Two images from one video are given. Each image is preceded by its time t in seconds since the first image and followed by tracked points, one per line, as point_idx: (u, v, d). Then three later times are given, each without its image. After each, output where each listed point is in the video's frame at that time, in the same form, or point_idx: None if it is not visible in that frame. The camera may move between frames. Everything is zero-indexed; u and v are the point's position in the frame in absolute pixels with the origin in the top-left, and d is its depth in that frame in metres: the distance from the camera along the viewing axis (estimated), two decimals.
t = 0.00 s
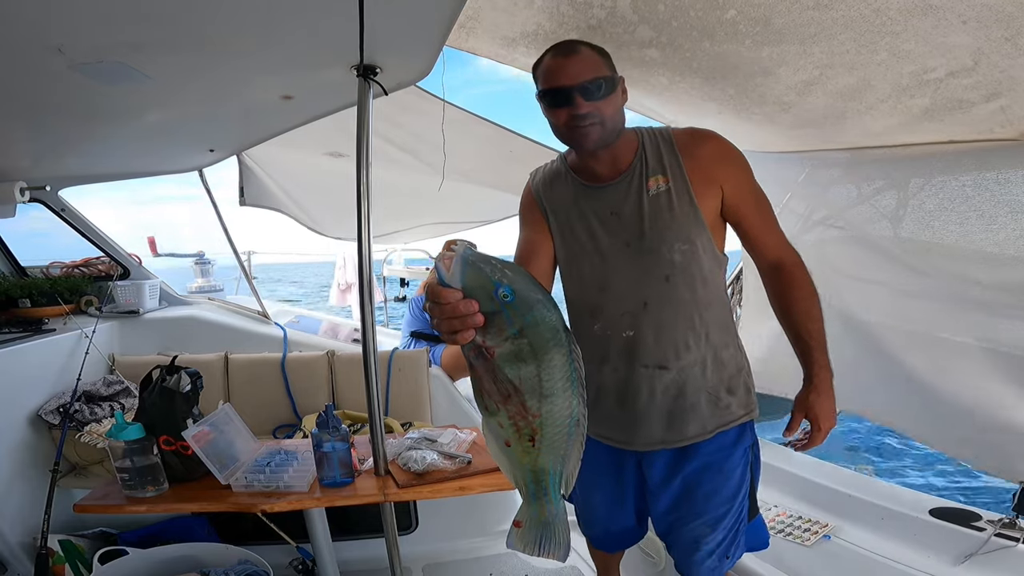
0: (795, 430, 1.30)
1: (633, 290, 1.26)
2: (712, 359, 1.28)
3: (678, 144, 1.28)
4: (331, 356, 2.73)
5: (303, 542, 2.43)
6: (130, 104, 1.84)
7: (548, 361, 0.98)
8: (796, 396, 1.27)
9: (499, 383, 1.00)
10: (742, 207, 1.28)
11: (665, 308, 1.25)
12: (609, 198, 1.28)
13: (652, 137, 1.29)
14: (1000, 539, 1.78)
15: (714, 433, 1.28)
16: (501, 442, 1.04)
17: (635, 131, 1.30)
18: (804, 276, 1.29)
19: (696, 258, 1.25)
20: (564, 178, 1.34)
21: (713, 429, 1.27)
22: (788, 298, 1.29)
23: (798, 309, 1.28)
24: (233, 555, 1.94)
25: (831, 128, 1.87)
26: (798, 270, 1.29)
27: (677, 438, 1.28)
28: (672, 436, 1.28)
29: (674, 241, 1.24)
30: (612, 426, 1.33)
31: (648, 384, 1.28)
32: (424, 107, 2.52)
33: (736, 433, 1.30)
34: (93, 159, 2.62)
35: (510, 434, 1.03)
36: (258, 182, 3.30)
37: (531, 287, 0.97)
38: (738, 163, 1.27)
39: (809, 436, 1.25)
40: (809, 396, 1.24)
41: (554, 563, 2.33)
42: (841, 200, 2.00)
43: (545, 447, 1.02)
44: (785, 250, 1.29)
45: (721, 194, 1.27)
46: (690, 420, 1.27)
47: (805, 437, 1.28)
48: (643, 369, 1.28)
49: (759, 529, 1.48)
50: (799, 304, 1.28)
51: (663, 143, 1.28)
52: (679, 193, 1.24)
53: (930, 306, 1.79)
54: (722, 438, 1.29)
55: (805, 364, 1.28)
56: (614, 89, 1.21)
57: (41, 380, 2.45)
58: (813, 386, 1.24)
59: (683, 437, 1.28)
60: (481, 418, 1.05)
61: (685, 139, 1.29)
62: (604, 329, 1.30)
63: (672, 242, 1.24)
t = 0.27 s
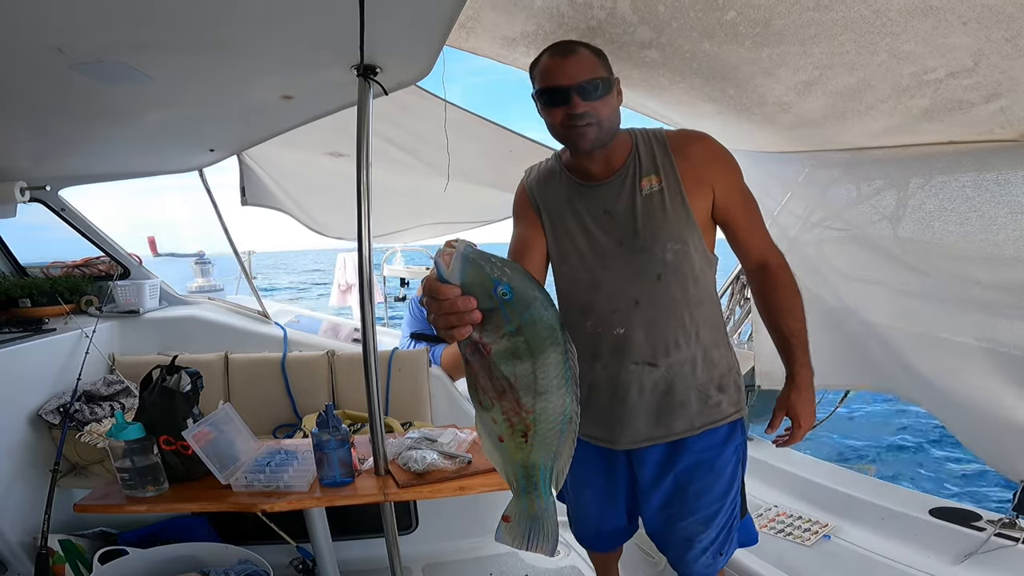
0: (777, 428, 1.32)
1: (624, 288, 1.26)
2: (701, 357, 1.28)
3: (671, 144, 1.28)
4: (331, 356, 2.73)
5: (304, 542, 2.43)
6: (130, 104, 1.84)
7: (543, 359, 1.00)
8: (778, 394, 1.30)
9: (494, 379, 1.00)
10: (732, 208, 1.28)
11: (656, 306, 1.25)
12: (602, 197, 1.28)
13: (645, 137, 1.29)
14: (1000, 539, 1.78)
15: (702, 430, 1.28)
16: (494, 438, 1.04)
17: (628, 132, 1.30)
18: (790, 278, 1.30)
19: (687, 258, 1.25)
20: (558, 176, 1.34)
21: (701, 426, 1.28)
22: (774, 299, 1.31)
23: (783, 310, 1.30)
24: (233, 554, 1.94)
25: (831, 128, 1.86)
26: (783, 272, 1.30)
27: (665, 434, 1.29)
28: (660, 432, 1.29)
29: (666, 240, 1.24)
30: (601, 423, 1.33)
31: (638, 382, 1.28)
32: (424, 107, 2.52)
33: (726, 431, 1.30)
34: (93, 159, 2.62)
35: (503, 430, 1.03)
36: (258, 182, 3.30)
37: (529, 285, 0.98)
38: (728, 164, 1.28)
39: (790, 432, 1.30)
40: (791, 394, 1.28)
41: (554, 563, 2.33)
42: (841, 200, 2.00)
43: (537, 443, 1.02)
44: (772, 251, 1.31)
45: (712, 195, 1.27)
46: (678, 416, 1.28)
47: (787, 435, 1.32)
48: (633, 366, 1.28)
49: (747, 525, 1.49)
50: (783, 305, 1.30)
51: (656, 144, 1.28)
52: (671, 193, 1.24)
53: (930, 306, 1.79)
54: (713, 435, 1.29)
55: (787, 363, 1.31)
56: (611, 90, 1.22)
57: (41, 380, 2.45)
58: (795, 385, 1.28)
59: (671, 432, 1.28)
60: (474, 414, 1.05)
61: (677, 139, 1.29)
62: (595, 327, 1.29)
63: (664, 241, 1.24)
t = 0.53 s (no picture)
0: (768, 427, 1.31)
1: (619, 291, 1.26)
2: (695, 358, 1.28)
3: (669, 147, 1.28)
4: (332, 356, 2.73)
5: (304, 542, 2.43)
6: (130, 104, 1.84)
7: (548, 380, 0.98)
8: (769, 395, 1.30)
9: (497, 396, 0.99)
10: (727, 211, 1.29)
11: (651, 309, 1.25)
12: (599, 200, 1.27)
13: (644, 140, 1.28)
14: (1000, 539, 1.78)
15: (696, 429, 1.28)
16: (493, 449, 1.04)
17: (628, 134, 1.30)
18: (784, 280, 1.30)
19: (682, 261, 1.25)
20: (556, 178, 1.33)
21: (695, 426, 1.28)
22: (768, 301, 1.31)
23: (777, 313, 1.30)
24: (233, 554, 1.94)
25: (831, 128, 1.86)
26: (778, 275, 1.30)
27: (659, 433, 1.29)
28: (654, 433, 1.29)
29: (662, 244, 1.24)
30: (595, 424, 1.33)
31: (632, 384, 1.28)
32: (425, 107, 2.52)
33: (721, 430, 1.30)
34: (93, 159, 2.62)
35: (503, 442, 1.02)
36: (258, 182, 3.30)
37: (538, 312, 0.96)
38: (725, 167, 1.28)
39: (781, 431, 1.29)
40: (781, 395, 1.27)
41: (554, 564, 2.33)
42: (841, 200, 2.00)
43: (536, 457, 1.02)
44: (767, 254, 1.31)
45: (709, 198, 1.27)
46: (672, 417, 1.28)
47: (777, 434, 1.32)
48: (628, 368, 1.28)
49: (741, 522, 1.49)
50: (777, 307, 1.30)
51: (654, 148, 1.28)
52: (668, 197, 1.24)
53: (930, 307, 1.79)
54: (708, 434, 1.30)
55: (779, 363, 1.31)
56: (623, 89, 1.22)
57: (41, 380, 2.45)
58: (785, 386, 1.27)
59: (664, 432, 1.29)
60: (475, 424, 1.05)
61: (675, 142, 1.29)
62: (590, 329, 1.29)
63: (660, 245, 1.24)
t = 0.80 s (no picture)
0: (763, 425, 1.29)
1: (618, 294, 1.26)
2: (692, 359, 1.28)
3: (671, 149, 1.27)
4: (332, 356, 2.73)
5: (304, 542, 2.43)
6: (130, 104, 1.84)
7: (545, 387, 0.98)
8: (763, 398, 1.30)
9: (495, 402, 1.00)
10: (728, 214, 1.29)
11: (649, 312, 1.25)
12: (600, 201, 1.27)
13: (647, 142, 1.28)
14: (1000, 539, 1.78)
15: (692, 430, 1.28)
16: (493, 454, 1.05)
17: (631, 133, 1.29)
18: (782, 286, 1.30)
19: (681, 264, 1.25)
20: (557, 177, 1.33)
21: (690, 427, 1.28)
22: (766, 305, 1.31)
23: (773, 317, 1.30)
24: (233, 554, 1.94)
25: (831, 128, 1.87)
26: (777, 280, 1.30)
27: (655, 434, 1.29)
28: (649, 433, 1.29)
29: (662, 246, 1.24)
30: (592, 423, 1.33)
31: (630, 386, 1.28)
32: (425, 107, 2.52)
33: (717, 430, 1.30)
34: (92, 159, 2.62)
35: (503, 448, 1.03)
36: (258, 182, 3.31)
37: (534, 321, 0.95)
38: (727, 170, 1.27)
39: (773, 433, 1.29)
40: (774, 398, 1.28)
41: (554, 564, 2.33)
42: (841, 199, 2.00)
43: (535, 462, 1.02)
44: (766, 259, 1.31)
45: (710, 201, 1.27)
46: (668, 418, 1.28)
47: (769, 434, 1.32)
48: (626, 370, 1.28)
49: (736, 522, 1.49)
50: (774, 312, 1.30)
51: (657, 149, 1.27)
52: (669, 200, 1.24)
53: (930, 306, 1.79)
54: (705, 435, 1.30)
55: (774, 366, 1.31)
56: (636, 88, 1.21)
57: (41, 380, 2.45)
58: (779, 387, 1.28)
59: (658, 433, 1.29)
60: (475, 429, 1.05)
61: (678, 144, 1.28)
62: (588, 329, 1.29)
63: (660, 247, 1.24)
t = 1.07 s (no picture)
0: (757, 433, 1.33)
1: (617, 293, 1.27)
2: (691, 360, 1.28)
3: (673, 150, 1.28)
4: (331, 356, 2.73)
5: (304, 542, 2.43)
6: (130, 104, 1.84)
7: (536, 389, 0.98)
8: (760, 403, 1.31)
9: (487, 401, 1.00)
10: (729, 216, 1.29)
11: (648, 311, 1.26)
12: (600, 200, 1.28)
13: (649, 143, 1.28)
14: (1000, 539, 1.78)
15: (691, 430, 1.28)
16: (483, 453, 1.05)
17: (631, 133, 1.30)
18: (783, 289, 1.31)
19: (681, 265, 1.25)
20: (558, 175, 1.34)
21: (689, 428, 1.28)
22: (766, 308, 1.32)
23: (774, 321, 1.31)
24: (233, 554, 1.94)
25: (831, 129, 1.87)
26: (778, 283, 1.31)
27: (653, 433, 1.29)
28: (646, 432, 1.29)
29: (661, 246, 1.24)
30: (590, 422, 1.34)
31: (629, 385, 1.29)
32: (425, 107, 2.52)
33: (717, 430, 1.30)
34: (92, 160, 2.62)
35: (492, 447, 1.03)
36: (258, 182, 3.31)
37: (527, 323, 0.95)
38: (728, 172, 1.27)
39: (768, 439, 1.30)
40: (773, 403, 1.28)
41: (554, 564, 2.33)
42: (841, 200, 2.00)
43: (524, 463, 1.02)
44: (769, 261, 1.31)
45: (711, 203, 1.27)
46: (666, 418, 1.28)
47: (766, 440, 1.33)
48: (625, 368, 1.28)
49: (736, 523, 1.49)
50: (775, 315, 1.31)
51: (659, 150, 1.28)
52: (669, 200, 1.24)
53: (929, 307, 1.79)
54: (704, 436, 1.30)
55: (773, 370, 1.32)
56: (617, 89, 1.22)
57: (41, 380, 2.45)
58: (778, 394, 1.28)
59: (656, 432, 1.29)
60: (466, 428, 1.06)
61: (680, 145, 1.29)
62: (587, 328, 1.30)
63: (659, 247, 1.25)
